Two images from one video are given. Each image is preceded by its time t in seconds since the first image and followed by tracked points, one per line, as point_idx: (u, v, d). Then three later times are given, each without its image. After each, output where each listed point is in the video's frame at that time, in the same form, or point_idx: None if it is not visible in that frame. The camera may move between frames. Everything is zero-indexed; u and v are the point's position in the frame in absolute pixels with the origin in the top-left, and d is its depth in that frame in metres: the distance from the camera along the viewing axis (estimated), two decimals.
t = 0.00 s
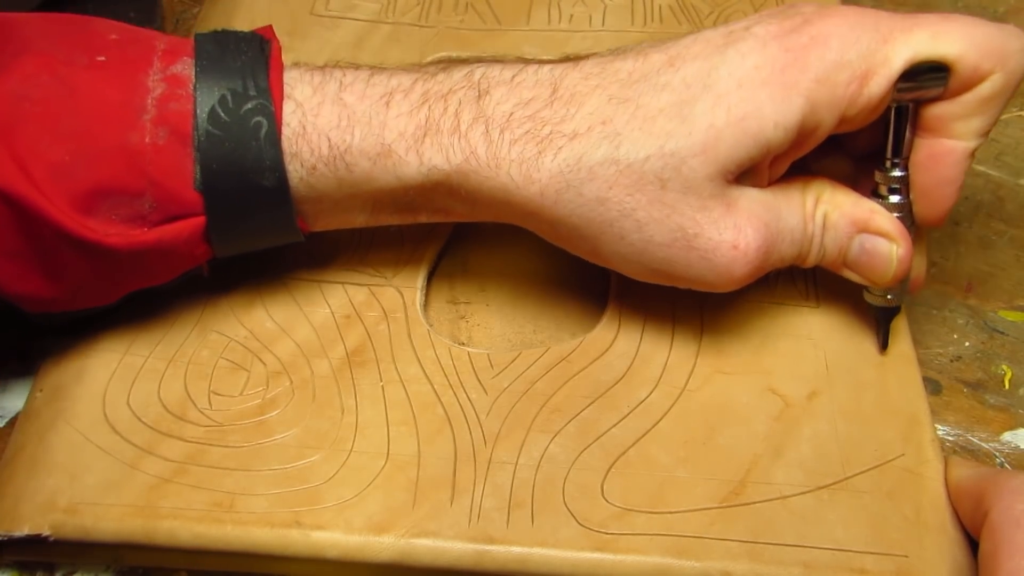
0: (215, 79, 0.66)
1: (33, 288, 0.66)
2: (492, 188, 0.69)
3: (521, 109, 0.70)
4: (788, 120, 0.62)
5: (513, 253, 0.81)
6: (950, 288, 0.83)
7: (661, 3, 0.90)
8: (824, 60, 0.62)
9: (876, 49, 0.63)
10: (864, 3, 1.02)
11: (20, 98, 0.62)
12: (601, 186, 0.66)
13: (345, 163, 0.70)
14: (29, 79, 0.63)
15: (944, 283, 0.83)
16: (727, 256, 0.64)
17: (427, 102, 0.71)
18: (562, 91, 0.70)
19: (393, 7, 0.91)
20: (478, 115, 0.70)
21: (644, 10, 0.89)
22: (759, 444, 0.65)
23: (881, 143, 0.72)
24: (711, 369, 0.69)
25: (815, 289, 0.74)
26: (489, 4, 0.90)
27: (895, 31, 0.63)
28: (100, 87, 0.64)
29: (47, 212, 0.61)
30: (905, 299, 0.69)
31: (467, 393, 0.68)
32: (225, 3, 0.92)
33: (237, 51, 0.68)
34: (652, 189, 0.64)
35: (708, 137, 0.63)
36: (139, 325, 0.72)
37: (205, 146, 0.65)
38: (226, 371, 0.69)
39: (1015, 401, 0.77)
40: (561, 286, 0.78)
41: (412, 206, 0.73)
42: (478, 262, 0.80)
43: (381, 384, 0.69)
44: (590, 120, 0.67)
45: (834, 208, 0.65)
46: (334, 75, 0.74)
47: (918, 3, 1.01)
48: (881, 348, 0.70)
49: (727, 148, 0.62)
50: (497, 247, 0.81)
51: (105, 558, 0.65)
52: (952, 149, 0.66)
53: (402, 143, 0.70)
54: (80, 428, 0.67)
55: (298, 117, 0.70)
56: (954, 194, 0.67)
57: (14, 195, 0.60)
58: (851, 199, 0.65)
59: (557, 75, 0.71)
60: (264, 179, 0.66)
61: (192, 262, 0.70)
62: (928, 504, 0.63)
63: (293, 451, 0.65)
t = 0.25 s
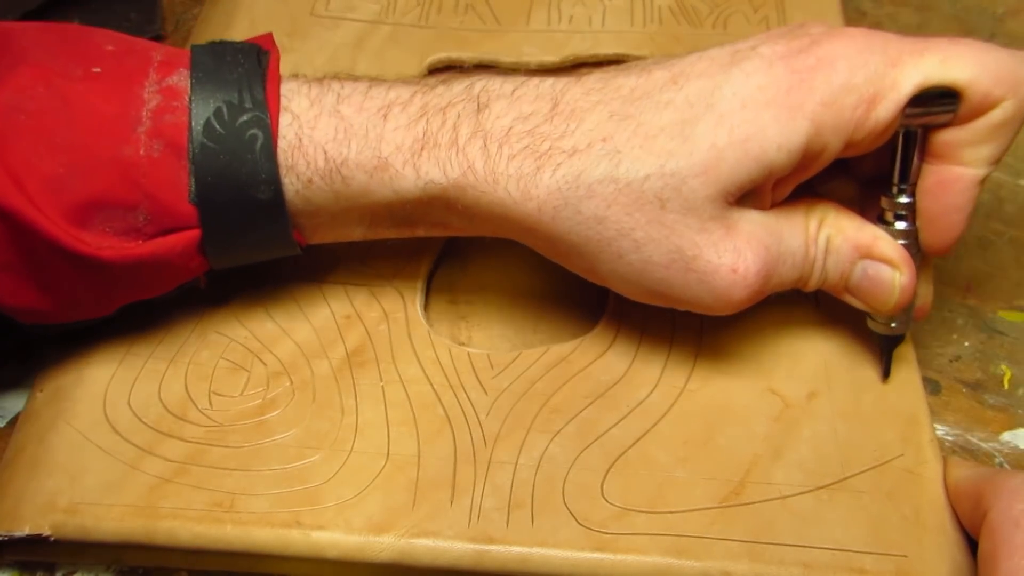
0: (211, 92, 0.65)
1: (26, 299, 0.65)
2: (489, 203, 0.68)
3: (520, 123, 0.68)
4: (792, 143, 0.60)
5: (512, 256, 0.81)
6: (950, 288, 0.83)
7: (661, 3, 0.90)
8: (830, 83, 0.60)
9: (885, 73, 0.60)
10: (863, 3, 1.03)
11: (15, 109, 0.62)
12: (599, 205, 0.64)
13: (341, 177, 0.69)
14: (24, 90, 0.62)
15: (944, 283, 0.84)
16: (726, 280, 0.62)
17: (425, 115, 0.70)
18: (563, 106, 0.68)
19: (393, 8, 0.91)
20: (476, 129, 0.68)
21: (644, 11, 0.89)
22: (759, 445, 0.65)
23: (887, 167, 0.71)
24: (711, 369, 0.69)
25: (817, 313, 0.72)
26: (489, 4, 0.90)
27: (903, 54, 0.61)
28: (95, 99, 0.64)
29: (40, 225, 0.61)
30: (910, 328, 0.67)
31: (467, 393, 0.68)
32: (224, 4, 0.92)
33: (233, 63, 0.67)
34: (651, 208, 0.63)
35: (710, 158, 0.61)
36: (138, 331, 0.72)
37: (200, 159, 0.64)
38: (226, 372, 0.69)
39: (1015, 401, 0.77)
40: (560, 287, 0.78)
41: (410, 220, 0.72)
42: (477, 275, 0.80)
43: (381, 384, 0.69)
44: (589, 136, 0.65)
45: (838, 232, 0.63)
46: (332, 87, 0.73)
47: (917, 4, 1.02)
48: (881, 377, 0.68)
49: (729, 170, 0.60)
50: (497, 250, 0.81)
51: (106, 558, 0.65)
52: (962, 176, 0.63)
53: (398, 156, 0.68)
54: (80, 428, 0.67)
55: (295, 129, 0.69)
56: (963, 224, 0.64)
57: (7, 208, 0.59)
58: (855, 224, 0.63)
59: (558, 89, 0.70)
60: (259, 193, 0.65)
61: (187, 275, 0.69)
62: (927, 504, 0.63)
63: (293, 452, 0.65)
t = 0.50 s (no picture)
0: (207, 97, 0.64)
1: (20, 306, 0.64)
2: (485, 211, 0.67)
3: (519, 130, 0.67)
4: (794, 157, 0.58)
5: (512, 254, 0.80)
6: (950, 288, 0.83)
7: (661, 3, 0.90)
8: (835, 97, 0.59)
9: (890, 88, 0.59)
10: (864, 2, 1.02)
11: (8, 114, 0.60)
12: (596, 215, 0.63)
13: (338, 183, 0.68)
14: (19, 94, 0.61)
15: (945, 283, 0.84)
16: (724, 295, 0.61)
17: (423, 120, 0.69)
18: (562, 113, 0.67)
19: (393, 8, 0.91)
20: (473, 135, 0.67)
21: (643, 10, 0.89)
22: (759, 445, 0.65)
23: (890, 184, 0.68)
24: (712, 369, 0.69)
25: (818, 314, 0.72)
26: (489, 4, 0.90)
27: (909, 69, 0.59)
28: (90, 104, 0.63)
29: (34, 232, 0.59)
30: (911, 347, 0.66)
31: (467, 393, 0.68)
32: (224, 3, 0.91)
33: (230, 68, 0.66)
34: (649, 220, 0.61)
35: (709, 170, 0.60)
36: (136, 334, 0.71)
37: (195, 164, 0.63)
38: (226, 371, 0.69)
39: (1015, 400, 0.77)
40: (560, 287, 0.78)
41: (406, 226, 0.71)
42: (478, 280, 0.79)
43: (381, 384, 0.69)
44: (588, 145, 0.64)
45: (838, 247, 0.62)
46: (330, 92, 0.71)
47: (918, 3, 1.01)
48: (881, 398, 0.67)
49: (729, 183, 0.59)
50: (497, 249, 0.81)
51: (106, 558, 0.65)
52: (968, 194, 0.61)
53: (395, 162, 0.67)
54: (80, 428, 0.67)
55: (291, 135, 0.68)
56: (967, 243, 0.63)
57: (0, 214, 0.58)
58: (857, 239, 0.61)
59: (558, 96, 0.69)
60: (255, 199, 0.64)
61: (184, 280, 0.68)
62: (927, 504, 0.63)
63: (293, 451, 0.65)
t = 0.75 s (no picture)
0: (203, 99, 0.64)
1: (18, 309, 0.64)
2: (481, 215, 0.67)
3: (517, 133, 0.67)
4: (793, 168, 0.57)
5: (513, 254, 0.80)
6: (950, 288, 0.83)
7: (661, 3, 0.90)
8: (837, 110, 0.57)
9: (893, 102, 0.57)
10: (864, 2, 1.02)
11: (5, 117, 0.60)
12: (591, 221, 0.63)
13: (334, 185, 0.67)
14: (15, 97, 0.61)
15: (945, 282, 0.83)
16: (717, 306, 0.60)
17: (421, 122, 0.69)
18: (561, 118, 0.67)
19: (393, 8, 0.91)
20: (471, 138, 0.67)
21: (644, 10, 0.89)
22: (759, 445, 0.65)
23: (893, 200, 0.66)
24: (712, 369, 0.69)
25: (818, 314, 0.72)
26: (489, 4, 0.90)
27: (912, 83, 0.58)
28: (86, 106, 0.62)
29: (30, 234, 0.59)
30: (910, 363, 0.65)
31: (467, 393, 0.68)
32: (224, 3, 0.91)
33: (227, 69, 0.65)
34: (644, 228, 0.61)
35: (706, 180, 0.59)
36: (135, 337, 0.71)
37: (192, 167, 0.63)
38: (226, 371, 0.69)
39: (1015, 401, 0.77)
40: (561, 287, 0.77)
41: (403, 229, 0.71)
42: (479, 282, 0.79)
43: (381, 384, 0.69)
44: (586, 150, 0.64)
45: (835, 261, 0.60)
46: (328, 94, 0.71)
47: (918, 3, 1.01)
48: (876, 414, 0.66)
49: (725, 194, 0.59)
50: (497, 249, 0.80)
51: (106, 558, 0.65)
52: (973, 209, 0.60)
53: (392, 165, 0.67)
54: (80, 428, 0.67)
55: (288, 137, 0.68)
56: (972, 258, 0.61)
57: None
58: (854, 254, 0.60)
59: (557, 101, 0.68)
60: (251, 202, 0.64)
61: (181, 283, 0.68)
62: (927, 504, 0.63)
63: (293, 451, 0.65)
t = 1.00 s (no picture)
0: (200, 96, 0.63)
1: (14, 307, 0.64)
2: (477, 213, 0.66)
3: (514, 131, 0.66)
4: (791, 176, 0.57)
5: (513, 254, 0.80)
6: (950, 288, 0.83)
7: (661, 3, 0.90)
8: (838, 119, 0.57)
9: (895, 112, 0.57)
10: (864, 2, 1.02)
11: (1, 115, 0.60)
12: (586, 222, 0.62)
13: (331, 182, 0.67)
14: (11, 95, 0.61)
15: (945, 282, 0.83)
16: (710, 311, 0.60)
17: (418, 119, 0.68)
18: (559, 116, 0.66)
19: (393, 8, 0.91)
20: (468, 134, 0.67)
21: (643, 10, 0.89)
22: (759, 445, 0.65)
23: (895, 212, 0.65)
24: (712, 368, 0.69)
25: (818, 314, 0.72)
26: (489, 3, 0.90)
27: (916, 93, 0.57)
28: (83, 104, 0.62)
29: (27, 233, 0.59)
30: (905, 377, 0.64)
31: (467, 393, 0.68)
32: (224, 3, 0.91)
33: (223, 67, 0.65)
34: (640, 231, 0.61)
35: (703, 184, 0.59)
36: (134, 336, 0.71)
37: (188, 164, 0.62)
38: (226, 371, 0.69)
39: (1015, 401, 0.77)
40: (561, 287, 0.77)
41: (399, 226, 0.70)
42: (479, 284, 0.79)
43: (381, 384, 0.68)
44: (583, 149, 0.64)
45: (830, 270, 0.61)
46: (325, 91, 0.71)
47: (918, 3, 1.01)
48: (865, 426, 0.66)
49: (722, 198, 0.58)
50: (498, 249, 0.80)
51: (106, 558, 0.65)
52: (976, 222, 0.59)
53: (389, 161, 0.67)
54: (80, 427, 0.67)
55: (285, 134, 0.67)
56: (971, 272, 0.59)
57: None
58: (849, 263, 0.60)
59: (555, 98, 0.68)
60: (248, 199, 0.64)
61: (178, 282, 0.68)
62: (927, 504, 0.63)
63: (292, 451, 0.65)
